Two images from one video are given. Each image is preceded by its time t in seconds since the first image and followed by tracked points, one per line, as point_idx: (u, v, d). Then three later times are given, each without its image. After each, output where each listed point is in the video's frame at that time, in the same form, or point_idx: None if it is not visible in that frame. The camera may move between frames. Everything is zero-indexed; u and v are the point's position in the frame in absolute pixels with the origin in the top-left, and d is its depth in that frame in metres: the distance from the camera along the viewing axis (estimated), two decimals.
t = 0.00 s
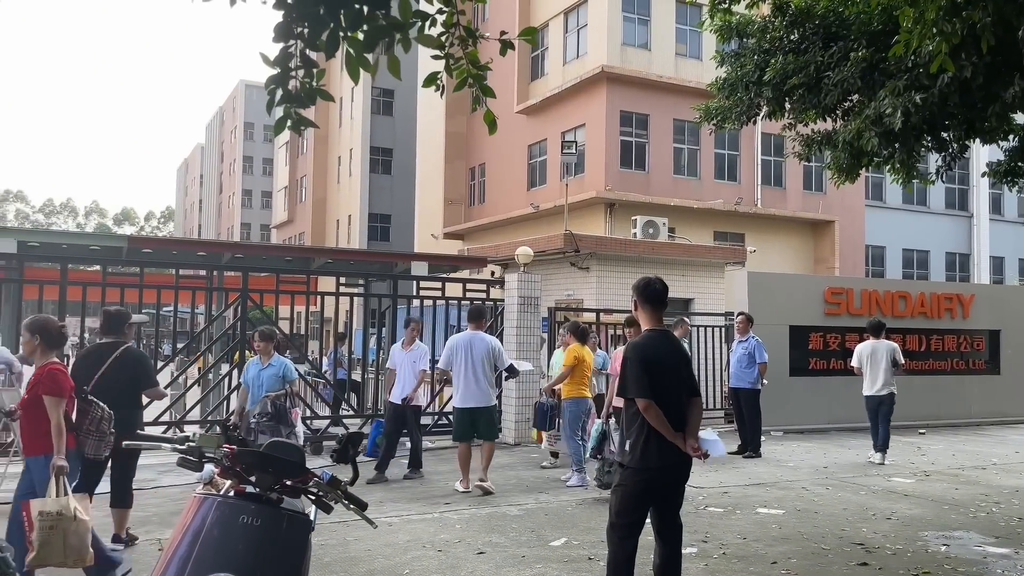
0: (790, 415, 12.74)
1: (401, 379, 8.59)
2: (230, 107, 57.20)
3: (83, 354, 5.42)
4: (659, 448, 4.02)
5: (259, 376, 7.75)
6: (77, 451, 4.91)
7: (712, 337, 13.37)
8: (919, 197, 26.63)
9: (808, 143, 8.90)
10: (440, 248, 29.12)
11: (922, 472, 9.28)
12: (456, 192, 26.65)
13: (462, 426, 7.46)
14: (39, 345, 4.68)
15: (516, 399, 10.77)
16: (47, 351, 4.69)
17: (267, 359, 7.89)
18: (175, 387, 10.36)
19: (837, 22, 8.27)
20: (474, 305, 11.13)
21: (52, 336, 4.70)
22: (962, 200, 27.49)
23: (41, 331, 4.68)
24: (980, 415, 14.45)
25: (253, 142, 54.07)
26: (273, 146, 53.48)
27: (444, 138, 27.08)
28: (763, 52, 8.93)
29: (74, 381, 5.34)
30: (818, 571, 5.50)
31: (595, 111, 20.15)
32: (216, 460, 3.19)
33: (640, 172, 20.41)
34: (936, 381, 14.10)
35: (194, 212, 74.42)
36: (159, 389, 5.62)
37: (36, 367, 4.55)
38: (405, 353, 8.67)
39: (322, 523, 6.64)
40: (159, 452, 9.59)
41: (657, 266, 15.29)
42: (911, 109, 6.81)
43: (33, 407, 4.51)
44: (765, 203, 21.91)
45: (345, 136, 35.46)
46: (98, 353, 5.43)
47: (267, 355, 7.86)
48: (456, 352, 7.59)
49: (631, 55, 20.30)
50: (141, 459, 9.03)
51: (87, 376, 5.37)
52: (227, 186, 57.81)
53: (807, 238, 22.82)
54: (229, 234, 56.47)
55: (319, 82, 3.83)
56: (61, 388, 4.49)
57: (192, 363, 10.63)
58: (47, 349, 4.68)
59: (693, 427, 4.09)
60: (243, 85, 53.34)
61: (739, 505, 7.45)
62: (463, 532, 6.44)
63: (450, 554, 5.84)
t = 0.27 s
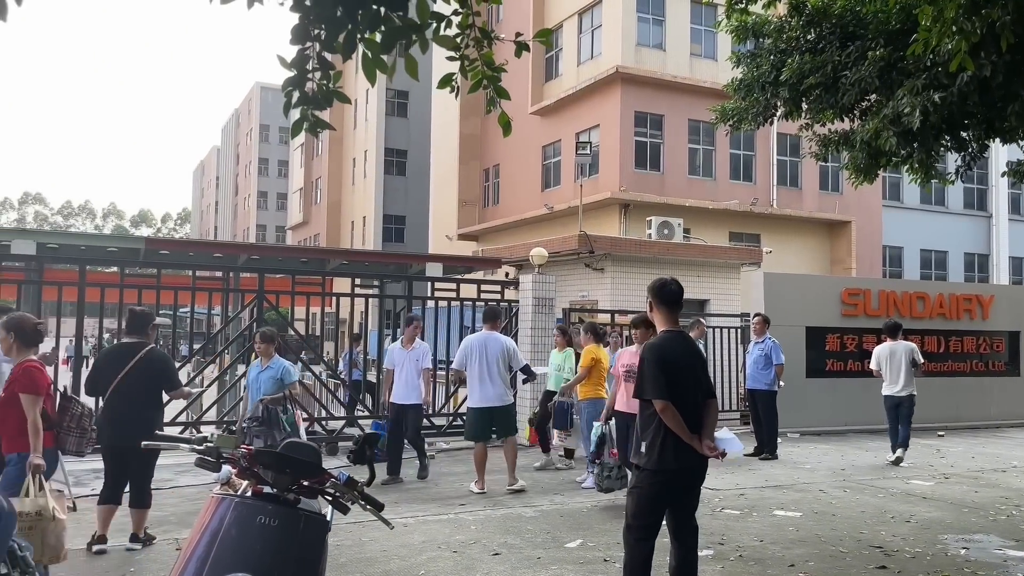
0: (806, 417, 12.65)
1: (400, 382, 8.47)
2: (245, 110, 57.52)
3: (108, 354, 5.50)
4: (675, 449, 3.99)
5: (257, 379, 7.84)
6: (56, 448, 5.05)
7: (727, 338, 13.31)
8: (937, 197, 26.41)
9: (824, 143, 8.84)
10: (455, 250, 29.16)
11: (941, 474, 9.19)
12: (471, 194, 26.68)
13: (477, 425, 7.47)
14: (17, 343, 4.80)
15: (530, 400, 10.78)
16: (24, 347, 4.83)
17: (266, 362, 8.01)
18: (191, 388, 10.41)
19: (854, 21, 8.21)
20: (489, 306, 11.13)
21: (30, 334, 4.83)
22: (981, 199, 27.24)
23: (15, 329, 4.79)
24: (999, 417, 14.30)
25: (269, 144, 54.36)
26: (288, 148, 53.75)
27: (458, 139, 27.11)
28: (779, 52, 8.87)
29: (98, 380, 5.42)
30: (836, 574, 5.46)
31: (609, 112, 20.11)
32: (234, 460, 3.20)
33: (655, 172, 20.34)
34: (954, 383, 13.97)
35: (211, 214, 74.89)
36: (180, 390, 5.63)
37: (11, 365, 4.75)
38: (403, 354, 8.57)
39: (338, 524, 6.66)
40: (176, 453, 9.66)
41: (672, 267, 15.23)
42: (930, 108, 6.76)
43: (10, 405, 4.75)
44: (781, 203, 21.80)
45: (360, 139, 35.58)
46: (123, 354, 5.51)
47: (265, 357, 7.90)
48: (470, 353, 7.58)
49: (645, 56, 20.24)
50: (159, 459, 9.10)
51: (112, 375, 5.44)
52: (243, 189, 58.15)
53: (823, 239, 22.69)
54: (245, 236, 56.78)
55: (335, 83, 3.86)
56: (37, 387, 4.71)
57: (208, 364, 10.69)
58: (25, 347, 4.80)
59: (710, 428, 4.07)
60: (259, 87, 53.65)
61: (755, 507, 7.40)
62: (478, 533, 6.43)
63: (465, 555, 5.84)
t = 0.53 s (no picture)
0: (823, 419, 12.57)
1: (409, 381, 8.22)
2: (261, 112, 57.82)
3: (121, 354, 5.52)
4: (691, 452, 3.98)
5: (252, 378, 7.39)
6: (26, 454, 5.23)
7: (743, 340, 13.24)
8: (955, 197, 26.19)
9: (841, 143, 8.78)
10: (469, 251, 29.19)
11: (959, 477, 9.10)
12: (485, 195, 26.70)
13: (499, 426, 7.46)
14: None
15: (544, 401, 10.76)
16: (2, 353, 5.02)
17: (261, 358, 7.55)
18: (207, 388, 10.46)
19: (871, 20, 8.16)
20: (503, 307, 11.12)
21: None
22: (1000, 200, 26.99)
23: None
24: (1019, 419, 14.15)
25: (284, 145, 54.62)
26: (303, 150, 54.00)
27: (472, 140, 27.15)
28: (795, 52, 8.83)
29: (112, 380, 5.43)
30: None
31: (623, 113, 20.07)
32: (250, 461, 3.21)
33: (669, 173, 20.28)
34: (973, 385, 13.84)
35: (226, 215, 75.33)
36: (193, 389, 5.68)
37: None
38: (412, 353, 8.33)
39: (353, 524, 6.68)
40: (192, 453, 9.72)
41: (687, 268, 15.16)
42: (948, 107, 6.69)
43: None
44: (797, 203, 21.68)
45: (374, 140, 35.69)
46: (136, 354, 5.53)
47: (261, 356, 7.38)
48: (492, 354, 7.62)
49: (660, 56, 20.19)
50: (175, 459, 9.16)
51: (126, 375, 5.47)
52: (258, 191, 58.46)
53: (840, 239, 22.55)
54: (260, 238, 57.05)
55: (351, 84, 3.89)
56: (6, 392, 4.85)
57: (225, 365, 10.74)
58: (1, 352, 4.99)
59: (726, 431, 4.05)
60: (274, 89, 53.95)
61: (771, 510, 7.36)
62: (492, 534, 6.43)
63: (479, 555, 5.84)
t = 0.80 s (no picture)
0: (838, 421, 12.50)
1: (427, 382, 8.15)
2: (276, 114, 58.11)
3: (132, 355, 5.55)
4: (705, 454, 3.96)
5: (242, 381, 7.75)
6: None
7: (757, 341, 13.18)
8: (972, 197, 25.97)
9: (856, 143, 8.72)
10: (482, 252, 29.21)
11: (978, 479, 9.01)
12: (498, 196, 26.72)
13: (522, 428, 7.48)
14: None
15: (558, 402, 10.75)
16: None
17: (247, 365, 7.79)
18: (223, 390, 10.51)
19: (887, 19, 8.10)
20: (517, 308, 11.12)
21: None
22: (1018, 199, 26.73)
23: None
24: None
25: (299, 148, 54.87)
26: (318, 152, 54.23)
27: (486, 142, 27.18)
28: (810, 51, 8.78)
29: (123, 383, 5.47)
30: None
31: (637, 114, 20.03)
32: (264, 462, 3.23)
33: (683, 174, 20.23)
34: (990, 387, 13.70)
35: (242, 217, 75.75)
36: (203, 388, 5.72)
37: None
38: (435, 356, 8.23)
39: (367, 525, 6.70)
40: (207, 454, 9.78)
41: (700, 269, 15.10)
42: (965, 106, 6.64)
43: None
44: (812, 204, 21.56)
45: (388, 142, 35.80)
46: (146, 355, 5.57)
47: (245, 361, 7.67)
48: (516, 355, 7.63)
49: (674, 56, 20.14)
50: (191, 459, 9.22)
51: (137, 376, 5.50)
52: (273, 192, 58.75)
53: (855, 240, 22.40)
54: (275, 239, 57.31)
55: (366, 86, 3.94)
56: None
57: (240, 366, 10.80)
58: None
59: (741, 433, 4.02)
60: (290, 92, 54.27)
61: (787, 512, 7.32)
62: (505, 535, 6.43)
63: (493, 557, 5.85)
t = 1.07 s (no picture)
0: (854, 423, 12.42)
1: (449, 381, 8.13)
2: (291, 117, 58.40)
3: (142, 357, 5.58)
4: (719, 455, 3.95)
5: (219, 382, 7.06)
6: None
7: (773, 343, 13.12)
8: (989, 198, 25.76)
9: (872, 143, 8.67)
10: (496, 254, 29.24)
11: (996, 482, 8.93)
12: (512, 198, 26.74)
13: (541, 429, 7.49)
14: None
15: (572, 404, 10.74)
16: None
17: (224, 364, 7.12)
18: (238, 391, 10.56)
19: (903, 18, 8.06)
20: (530, 309, 11.12)
21: None
22: None
23: None
24: None
25: (313, 150, 55.10)
26: (332, 154, 54.45)
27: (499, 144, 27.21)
28: (825, 51, 8.74)
29: (134, 384, 5.51)
30: None
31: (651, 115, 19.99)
32: (282, 462, 3.25)
33: (697, 175, 20.17)
34: (1009, 389, 13.58)
35: (257, 220, 76.16)
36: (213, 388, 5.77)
37: None
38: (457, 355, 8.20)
39: (382, 526, 6.72)
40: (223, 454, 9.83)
41: (714, 270, 15.05)
42: (983, 106, 6.61)
43: None
44: (827, 205, 21.45)
45: (402, 144, 35.90)
46: (156, 356, 5.60)
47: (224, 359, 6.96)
48: (537, 356, 7.63)
49: (687, 57, 20.10)
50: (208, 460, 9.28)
51: (148, 378, 5.54)
52: (288, 195, 59.03)
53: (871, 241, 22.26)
54: (290, 241, 57.58)
55: (384, 89, 3.98)
56: None
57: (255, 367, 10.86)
58: None
59: (756, 434, 3.99)
60: (303, 94, 54.56)
61: (802, 514, 7.29)
62: (520, 537, 6.43)
63: (507, 558, 5.85)
